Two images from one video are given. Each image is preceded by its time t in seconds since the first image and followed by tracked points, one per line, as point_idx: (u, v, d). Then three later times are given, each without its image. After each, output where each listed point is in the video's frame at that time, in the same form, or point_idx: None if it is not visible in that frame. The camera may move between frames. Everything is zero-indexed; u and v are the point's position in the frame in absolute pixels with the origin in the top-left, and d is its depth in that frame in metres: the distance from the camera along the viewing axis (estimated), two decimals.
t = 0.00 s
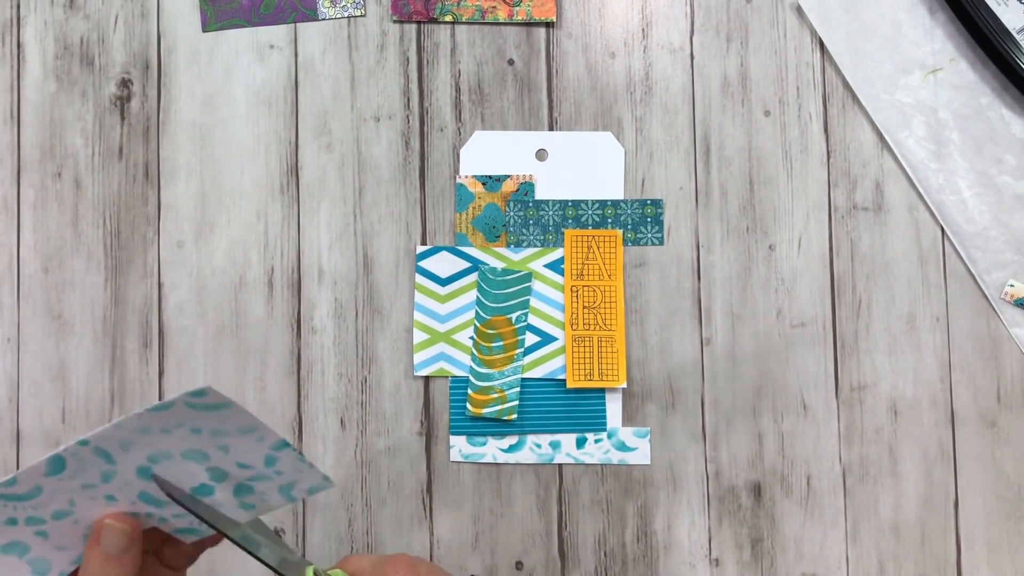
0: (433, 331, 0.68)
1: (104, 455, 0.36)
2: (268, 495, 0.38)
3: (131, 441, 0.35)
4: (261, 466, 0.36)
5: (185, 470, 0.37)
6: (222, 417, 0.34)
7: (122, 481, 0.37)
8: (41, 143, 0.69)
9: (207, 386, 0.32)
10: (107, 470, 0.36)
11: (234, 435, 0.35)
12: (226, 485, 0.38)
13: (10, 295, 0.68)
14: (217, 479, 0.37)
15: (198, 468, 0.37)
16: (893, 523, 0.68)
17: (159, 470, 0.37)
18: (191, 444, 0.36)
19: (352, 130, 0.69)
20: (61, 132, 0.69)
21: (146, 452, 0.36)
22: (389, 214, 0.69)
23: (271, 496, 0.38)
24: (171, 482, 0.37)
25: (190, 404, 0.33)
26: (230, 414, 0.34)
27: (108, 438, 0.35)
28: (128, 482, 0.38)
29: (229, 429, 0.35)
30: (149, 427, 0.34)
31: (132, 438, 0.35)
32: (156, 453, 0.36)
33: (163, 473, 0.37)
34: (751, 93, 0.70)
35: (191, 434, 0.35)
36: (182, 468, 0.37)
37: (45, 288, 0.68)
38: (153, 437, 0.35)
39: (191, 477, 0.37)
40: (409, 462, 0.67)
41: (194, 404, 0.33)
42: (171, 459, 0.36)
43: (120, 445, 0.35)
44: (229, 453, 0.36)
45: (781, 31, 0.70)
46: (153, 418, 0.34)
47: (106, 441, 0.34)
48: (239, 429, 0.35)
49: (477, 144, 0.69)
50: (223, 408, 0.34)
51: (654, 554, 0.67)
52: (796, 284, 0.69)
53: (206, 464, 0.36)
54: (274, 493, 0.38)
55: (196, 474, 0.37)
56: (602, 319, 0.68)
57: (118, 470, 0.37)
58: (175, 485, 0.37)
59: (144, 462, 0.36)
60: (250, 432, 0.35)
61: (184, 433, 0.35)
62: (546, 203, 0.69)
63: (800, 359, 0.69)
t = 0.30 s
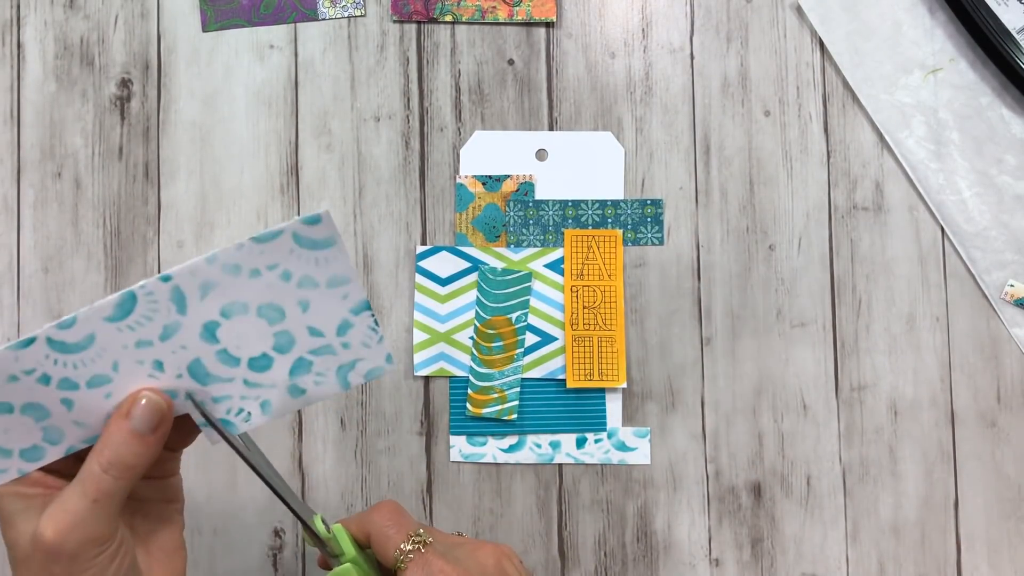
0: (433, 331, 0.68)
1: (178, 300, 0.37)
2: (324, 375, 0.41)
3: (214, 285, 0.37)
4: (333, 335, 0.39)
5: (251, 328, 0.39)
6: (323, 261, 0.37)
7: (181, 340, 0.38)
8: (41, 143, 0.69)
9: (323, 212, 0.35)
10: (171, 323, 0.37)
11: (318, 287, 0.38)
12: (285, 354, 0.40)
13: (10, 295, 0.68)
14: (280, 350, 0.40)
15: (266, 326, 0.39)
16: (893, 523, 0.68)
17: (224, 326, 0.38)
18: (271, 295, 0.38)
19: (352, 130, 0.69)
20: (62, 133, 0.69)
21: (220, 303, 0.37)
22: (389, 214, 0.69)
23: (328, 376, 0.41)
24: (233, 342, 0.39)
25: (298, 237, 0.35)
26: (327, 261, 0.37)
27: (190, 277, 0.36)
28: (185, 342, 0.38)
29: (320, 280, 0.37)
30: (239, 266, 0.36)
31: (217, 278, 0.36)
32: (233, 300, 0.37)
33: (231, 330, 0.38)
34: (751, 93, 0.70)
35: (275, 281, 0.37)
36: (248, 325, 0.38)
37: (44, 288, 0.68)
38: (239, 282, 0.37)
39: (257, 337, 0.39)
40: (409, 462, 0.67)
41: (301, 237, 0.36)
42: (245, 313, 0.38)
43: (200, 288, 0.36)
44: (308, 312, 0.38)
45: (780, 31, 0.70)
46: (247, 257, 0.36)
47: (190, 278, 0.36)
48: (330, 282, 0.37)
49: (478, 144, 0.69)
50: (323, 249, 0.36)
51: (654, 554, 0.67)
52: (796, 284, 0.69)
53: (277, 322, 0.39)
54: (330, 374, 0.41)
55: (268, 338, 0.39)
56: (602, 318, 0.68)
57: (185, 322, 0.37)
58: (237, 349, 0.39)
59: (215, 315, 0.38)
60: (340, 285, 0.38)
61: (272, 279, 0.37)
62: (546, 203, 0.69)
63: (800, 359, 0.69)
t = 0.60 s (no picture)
0: (433, 331, 0.68)
1: (155, 330, 0.37)
2: (303, 405, 0.42)
3: (191, 317, 0.37)
4: (312, 367, 0.40)
5: (230, 359, 0.39)
6: (300, 296, 0.37)
7: (159, 370, 0.38)
8: (41, 143, 0.69)
9: (300, 249, 0.35)
10: (150, 352, 0.38)
11: (296, 321, 0.38)
12: (265, 384, 0.40)
13: (10, 294, 0.68)
14: (259, 380, 0.40)
15: (244, 358, 0.39)
16: (893, 523, 0.68)
17: (203, 357, 0.39)
18: (249, 328, 0.38)
19: (352, 130, 0.69)
20: (62, 133, 0.69)
21: (199, 334, 0.38)
22: (389, 214, 0.69)
23: (307, 406, 0.42)
24: (213, 373, 0.39)
25: (275, 273, 0.36)
26: (305, 295, 0.37)
27: (167, 308, 0.37)
28: (164, 372, 0.39)
29: (297, 314, 0.38)
30: (216, 299, 0.37)
31: (195, 310, 0.37)
32: (212, 331, 0.38)
33: (208, 361, 0.39)
34: (751, 93, 0.70)
35: (252, 314, 0.38)
36: (226, 356, 0.39)
37: (45, 288, 0.68)
38: (216, 315, 0.37)
39: (235, 368, 0.39)
40: (409, 462, 0.67)
41: (278, 273, 0.36)
42: (223, 345, 0.39)
43: (177, 320, 0.37)
44: (286, 345, 0.39)
45: (780, 31, 0.70)
46: (226, 290, 0.36)
47: (167, 309, 0.36)
48: (307, 316, 0.38)
49: (478, 144, 0.69)
50: (300, 284, 0.37)
51: (654, 554, 0.67)
52: (796, 284, 0.69)
53: (256, 354, 0.39)
54: (310, 404, 0.42)
55: (247, 368, 0.40)
56: (602, 318, 0.68)
57: (163, 352, 0.38)
58: (216, 379, 0.40)
59: (193, 347, 0.38)
60: (318, 320, 0.38)
61: (250, 312, 0.37)
62: (546, 203, 0.69)
63: (800, 359, 0.69)
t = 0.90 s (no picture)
0: (433, 331, 0.68)
1: (146, 352, 0.37)
2: (293, 428, 0.41)
3: (182, 339, 0.37)
4: (302, 390, 0.39)
5: (221, 381, 0.39)
6: (291, 320, 0.36)
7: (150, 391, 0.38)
8: (41, 143, 0.69)
9: (291, 274, 0.35)
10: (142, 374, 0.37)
11: (285, 347, 0.37)
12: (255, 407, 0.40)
13: (10, 295, 0.68)
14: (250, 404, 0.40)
15: (235, 380, 0.39)
16: (893, 523, 0.68)
17: (194, 379, 0.38)
18: (239, 351, 0.38)
19: (352, 130, 0.69)
20: (62, 133, 0.69)
21: (189, 357, 0.38)
22: (389, 214, 0.69)
23: (298, 429, 0.41)
24: (203, 395, 0.39)
25: (265, 298, 0.35)
26: (295, 320, 0.36)
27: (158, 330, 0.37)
28: (155, 393, 0.38)
29: (287, 339, 0.37)
30: (207, 322, 0.36)
31: (185, 332, 0.37)
32: (202, 354, 0.38)
33: (199, 382, 0.38)
34: (751, 93, 0.70)
35: (243, 337, 0.37)
36: (216, 378, 0.39)
37: (45, 288, 0.68)
38: (207, 338, 0.37)
39: (225, 390, 0.39)
40: (409, 463, 0.67)
41: (268, 298, 0.35)
42: (213, 367, 0.38)
43: (168, 341, 0.37)
44: (277, 368, 0.38)
45: (780, 31, 0.70)
46: (216, 314, 0.36)
47: (158, 332, 0.36)
48: (298, 341, 0.37)
49: (478, 144, 0.69)
50: (290, 310, 0.36)
51: (654, 554, 0.67)
52: (796, 284, 0.69)
53: (246, 377, 0.39)
54: (300, 427, 0.41)
55: (238, 392, 0.39)
56: (602, 319, 0.68)
57: (155, 373, 0.38)
58: (206, 402, 0.39)
59: (184, 368, 0.38)
60: (308, 344, 0.37)
61: (240, 335, 0.37)
62: (546, 203, 0.69)
63: (800, 359, 0.69)
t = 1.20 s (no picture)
0: (433, 331, 0.68)
1: (156, 363, 0.37)
2: (300, 423, 0.42)
3: (191, 351, 0.37)
4: (311, 392, 0.40)
5: (230, 387, 0.39)
6: (301, 331, 0.37)
7: (159, 396, 0.38)
8: (41, 143, 0.69)
9: (303, 291, 0.35)
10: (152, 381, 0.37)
11: (295, 354, 0.38)
12: (263, 406, 0.41)
13: (10, 294, 0.68)
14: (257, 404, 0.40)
15: (243, 386, 0.39)
16: (893, 523, 0.68)
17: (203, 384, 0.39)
18: (249, 360, 0.38)
19: (352, 130, 0.69)
20: (62, 133, 0.69)
21: (199, 367, 0.38)
22: (389, 214, 0.69)
23: (303, 424, 0.42)
24: (211, 398, 0.39)
25: (276, 311, 0.35)
26: (305, 331, 0.37)
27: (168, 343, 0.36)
28: (165, 397, 0.39)
29: (297, 347, 0.37)
30: (218, 335, 0.36)
31: (195, 345, 0.36)
32: (212, 364, 0.37)
33: (208, 386, 0.39)
34: (751, 93, 0.70)
35: (252, 347, 0.37)
36: (225, 384, 0.39)
37: (45, 288, 0.68)
38: (217, 350, 0.37)
39: (233, 394, 0.40)
40: (409, 463, 0.67)
41: (280, 313, 0.36)
42: (222, 374, 0.38)
43: (177, 353, 0.37)
44: (286, 373, 0.39)
45: (780, 31, 0.70)
46: (228, 327, 0.36)
47: (169, 345, 0.36)
48: (307, 349, 0.38)
49: (477, 144, 0.69)
50: (301, 322, 0.36)
51: (654, 554, 0.67)
52: (796, 284, 0.69)
53: (255, 382, 0.39)
54: (306, 423, 0.42)
55: (245, 394, 0.40)
56: (602, 319, 0.68)
57: (163, 380, 0.38)
58: (215, 402, 0.40)
59: (194, 376, 0.38)
60: (318, 352, 0.38)
61: (251, 346, 0.37)
62: (546, 203, 0.69)
63: (800, 359, 0.69)
